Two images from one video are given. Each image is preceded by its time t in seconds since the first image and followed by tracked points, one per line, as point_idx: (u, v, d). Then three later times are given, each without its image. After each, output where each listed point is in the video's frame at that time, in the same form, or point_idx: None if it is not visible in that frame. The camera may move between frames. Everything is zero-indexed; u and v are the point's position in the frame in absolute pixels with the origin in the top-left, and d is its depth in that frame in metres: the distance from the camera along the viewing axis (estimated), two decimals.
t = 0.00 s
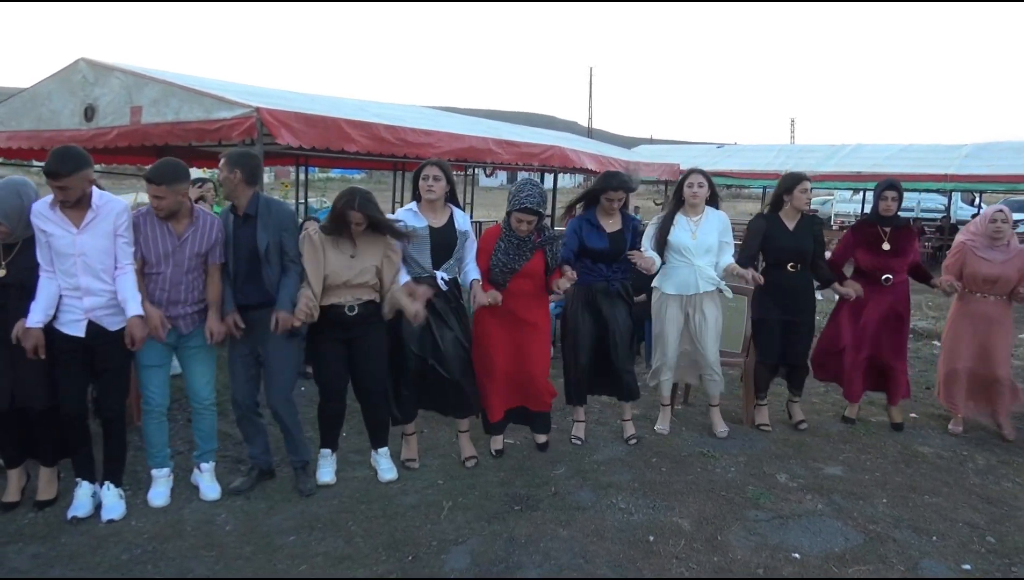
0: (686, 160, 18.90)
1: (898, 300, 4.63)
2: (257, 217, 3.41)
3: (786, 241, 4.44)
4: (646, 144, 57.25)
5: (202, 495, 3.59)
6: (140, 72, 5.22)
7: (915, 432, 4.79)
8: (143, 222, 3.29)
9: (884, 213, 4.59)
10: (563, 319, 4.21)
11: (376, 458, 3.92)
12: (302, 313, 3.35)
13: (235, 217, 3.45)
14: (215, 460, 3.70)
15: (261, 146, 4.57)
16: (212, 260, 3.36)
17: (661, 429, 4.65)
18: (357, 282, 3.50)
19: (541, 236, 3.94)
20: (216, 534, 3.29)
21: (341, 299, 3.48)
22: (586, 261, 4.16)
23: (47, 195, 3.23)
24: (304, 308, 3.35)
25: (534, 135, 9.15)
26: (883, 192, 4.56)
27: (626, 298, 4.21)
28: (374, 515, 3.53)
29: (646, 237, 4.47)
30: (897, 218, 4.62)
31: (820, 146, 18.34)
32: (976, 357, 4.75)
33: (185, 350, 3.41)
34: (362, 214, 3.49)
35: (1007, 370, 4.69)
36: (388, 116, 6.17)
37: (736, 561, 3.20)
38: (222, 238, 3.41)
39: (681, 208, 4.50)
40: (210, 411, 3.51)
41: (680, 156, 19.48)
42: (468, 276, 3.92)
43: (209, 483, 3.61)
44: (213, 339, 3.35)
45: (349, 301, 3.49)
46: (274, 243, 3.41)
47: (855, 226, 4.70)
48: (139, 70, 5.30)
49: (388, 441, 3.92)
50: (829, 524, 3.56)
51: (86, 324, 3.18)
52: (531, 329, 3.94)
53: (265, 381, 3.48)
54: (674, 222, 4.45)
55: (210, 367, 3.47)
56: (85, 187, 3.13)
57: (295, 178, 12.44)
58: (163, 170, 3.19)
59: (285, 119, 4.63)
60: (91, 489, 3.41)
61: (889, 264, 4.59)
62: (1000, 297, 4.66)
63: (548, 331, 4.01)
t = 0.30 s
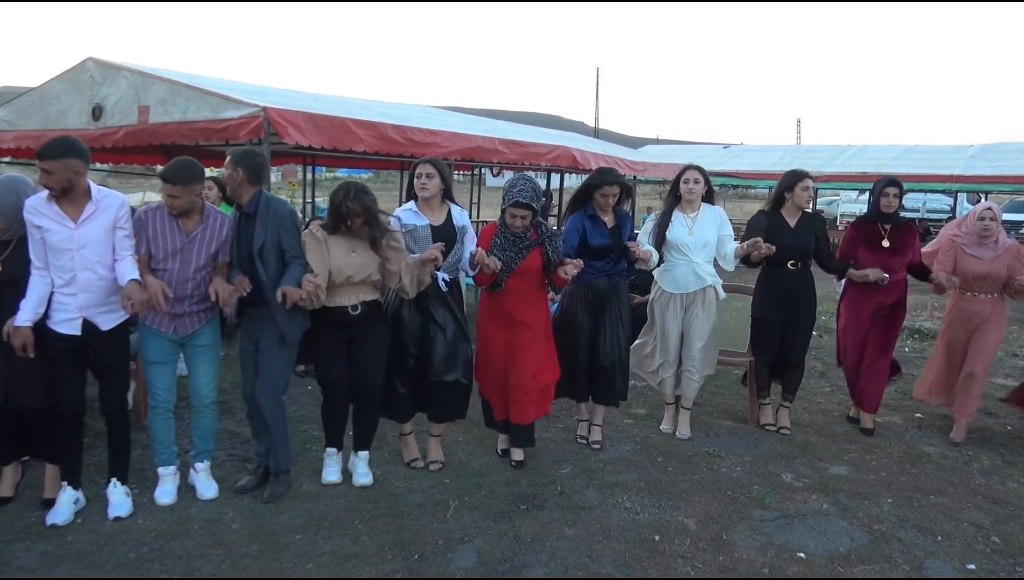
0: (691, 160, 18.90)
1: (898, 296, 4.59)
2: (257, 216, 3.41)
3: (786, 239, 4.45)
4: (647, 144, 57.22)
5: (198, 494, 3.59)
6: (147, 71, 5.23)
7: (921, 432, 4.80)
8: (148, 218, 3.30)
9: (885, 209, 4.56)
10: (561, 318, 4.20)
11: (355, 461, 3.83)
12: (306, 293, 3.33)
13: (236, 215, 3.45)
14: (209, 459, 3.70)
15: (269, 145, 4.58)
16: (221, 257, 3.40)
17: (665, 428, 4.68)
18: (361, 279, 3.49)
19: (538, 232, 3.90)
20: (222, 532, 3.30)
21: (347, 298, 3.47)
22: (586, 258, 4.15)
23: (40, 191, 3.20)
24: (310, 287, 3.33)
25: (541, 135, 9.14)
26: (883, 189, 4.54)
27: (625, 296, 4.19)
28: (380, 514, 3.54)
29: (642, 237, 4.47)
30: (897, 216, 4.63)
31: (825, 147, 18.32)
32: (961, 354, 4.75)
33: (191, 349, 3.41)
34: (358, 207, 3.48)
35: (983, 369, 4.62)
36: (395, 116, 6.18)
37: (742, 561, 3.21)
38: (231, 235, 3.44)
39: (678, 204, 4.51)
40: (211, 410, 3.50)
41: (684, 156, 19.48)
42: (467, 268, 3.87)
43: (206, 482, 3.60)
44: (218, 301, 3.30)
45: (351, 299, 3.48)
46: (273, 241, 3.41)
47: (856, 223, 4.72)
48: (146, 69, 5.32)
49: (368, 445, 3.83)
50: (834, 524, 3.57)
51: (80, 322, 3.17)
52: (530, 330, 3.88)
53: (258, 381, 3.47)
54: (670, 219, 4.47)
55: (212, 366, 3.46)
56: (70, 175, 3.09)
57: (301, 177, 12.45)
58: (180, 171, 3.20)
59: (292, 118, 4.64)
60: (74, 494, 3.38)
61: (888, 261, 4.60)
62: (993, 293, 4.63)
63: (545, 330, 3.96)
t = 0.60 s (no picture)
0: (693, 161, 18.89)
1: (892, 301, 4.58)
2: (269, 225, 3.39)
3: (786, 243, 4.42)
4: (648, 144, 57.19)
5: (204, 495, 3.60)
6: (151, 73, 5.24)
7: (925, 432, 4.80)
8: (147, 227, 3.27)
9: (887, 211, 4.55)
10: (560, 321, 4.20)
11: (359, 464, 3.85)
12: (318, 315, 3.32)
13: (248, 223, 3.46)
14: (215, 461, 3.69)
15: (274, 147, 4.58)
16: (227, 257, 3.46)
17: (654, 425, 4.75)
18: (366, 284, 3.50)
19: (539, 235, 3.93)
20: (228, 534, 3.30)
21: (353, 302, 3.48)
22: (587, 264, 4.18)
23: (38, 197, 3.21)
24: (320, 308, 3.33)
25: (545, 136, 9.14)
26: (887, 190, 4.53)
27: (623, 300, 4.19)
28: (385, 515, 3.55)
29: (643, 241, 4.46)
30: (898, 218, 4.58)
31: (827, 147, 18.31)
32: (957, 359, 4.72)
33: (197, 352, 3.41)
34: (362, 216, 3.46)
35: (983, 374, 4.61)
36: (399, 117, 6.18)
37: (746, 561, 3.21)
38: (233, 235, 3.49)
39: (683, 208, 4.52)
40: (218, 411, 3.51)
41: (686, 157, 19.47)
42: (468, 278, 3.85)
43: (211, 484, 3.61)
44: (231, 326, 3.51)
45: (355, 304, 3.48)
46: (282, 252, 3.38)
47: (857, 224, 4.67)
48: (151, 71, 5.32)
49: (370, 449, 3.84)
50: (838, 524, 3.57)
51: (75, 326, 3.16)
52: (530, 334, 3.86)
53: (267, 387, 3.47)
54: (673, 223, 4.46)
55: (219, 368, 3.48)
56: (60, 178, 3.10)
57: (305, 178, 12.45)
58: (194, 176, 3.21)
59: (297, 120, 4.64)
60: (81, 497, 3.38)
61: (889, 264, 4.56)
62: (985, 299, 4.64)
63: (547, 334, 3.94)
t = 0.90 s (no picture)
0: (692, 160, 18.86)
1: (882, 301, 4.55)
2: (259, 221, 3.39)
3: (774, 239, 4.39)
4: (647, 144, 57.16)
5: (203, 499, 3.57)
6: (146, 74, 5.21)
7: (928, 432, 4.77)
8: (128, 223, 3.28)
9: (874, 207, 4.49)
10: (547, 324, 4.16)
11: (357, 466, 3.81)
12: (300, 312, 3.29)
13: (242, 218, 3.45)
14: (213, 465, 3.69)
15: (271, 147, 4.55)
16: (205, 252, 3.43)
17: (643, 437, 4.52)
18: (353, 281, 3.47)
19: (523, 226, 3.91)
20: (226, 538, 3.27)
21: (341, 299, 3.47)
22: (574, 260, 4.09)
23: (28, 195, 3.20)
24: (303, 306, 3.29)
25: (543, 136, 9.11)
26: (870, 186, 4.46)
27: (613, 299, 4.16)
28: (385, 519, 3.52)
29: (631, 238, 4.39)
30: (882, 212, 4.57)
31: (827, 145, 18.27)
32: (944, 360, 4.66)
33: (181, 352, 3.41)
34: (351, 218, 3.45)
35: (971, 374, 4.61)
36: (396, 117, 6.15)
37: (749, 563, 3.18)
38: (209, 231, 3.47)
39: (668, 205, 4.45)
40: (207, 412, 3.52)
41: (686, 156, 19.44)
42: (451, 268, 3.79)
43: (210, 487, 3.59)
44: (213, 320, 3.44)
45: (345, 303, 3.47)
46: (271, 248, 3.35)
47: (843, 220, 4.65)
48: (146, 72, 5.29)
49: (370, 449, 3.81)
50: (841, 524, 3.55)
51: (66, 326, 3.14)
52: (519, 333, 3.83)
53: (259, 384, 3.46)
54: (661, 220, 4.40)
55: (207, 367, 3.48)
56: (58, 174, 3.09)
57: (303, 180, 12.41)
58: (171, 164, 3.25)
59: (295, 120, 4.61)
60: (76, 500, 3.34)
61: (879, 259, 4.51)
62: (973, 296, 4.60)
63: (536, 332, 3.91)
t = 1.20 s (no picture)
0: (691, 160, 18.83)
1: (864, 299, 4.54)
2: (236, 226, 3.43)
3: (756, 240, 4.38)
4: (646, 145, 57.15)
5: (191, 494, 3.62)
6: (139, 75, 5.19)
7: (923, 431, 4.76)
8: (110, 228, 3.30)
9: (852, 208, 4.47)
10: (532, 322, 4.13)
11: (352, 467, 3.80)
12: (265, 321, 3.27)
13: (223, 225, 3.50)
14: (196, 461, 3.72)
15: (264, 149, 4.54)
16: (191, 255, 3.43)
17: (638, 440, 4.49)
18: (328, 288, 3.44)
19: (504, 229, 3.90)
20: (219, 541, 3.26)
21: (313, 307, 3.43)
22: (555, 264, 4.09)
23: (13, 200, 3.18)
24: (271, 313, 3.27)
25: (539, 136, 9.10)
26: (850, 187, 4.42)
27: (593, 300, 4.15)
28: (379, 521, 3.50)
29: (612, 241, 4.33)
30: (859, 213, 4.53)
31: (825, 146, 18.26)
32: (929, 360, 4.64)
33: (166, 353, 3.40)
34: (328, 221, 3.43)
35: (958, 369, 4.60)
36: (390, 118, 6.13)
37: (745, 565, 3.16)
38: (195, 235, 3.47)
39: (647, 208, 4.46)
40: (195, 413, 3.50)
41: (684, 157, 19.42)
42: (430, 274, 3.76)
43: (196, 482, 3.63)
44: (197, 314, 3.45)
45: (321, 307, 3.44)
46: (247, 253, 3.41)
47: (820, 224, 4.59)
48: (139, 73, 5.28)
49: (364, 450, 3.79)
50: (838, 526, 3.53)
51: (56, 330, 3.13)
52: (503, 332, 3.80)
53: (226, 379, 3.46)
54: (641, 224, 4.40)
55: (192, 367, 3.46)
56: (48, 178, 3.09)
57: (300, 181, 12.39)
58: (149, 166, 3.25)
59: (289, 121, 4.60)
60: (51, 499, 3.35)
61: (860, 259, 4.47)
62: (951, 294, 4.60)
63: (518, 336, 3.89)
